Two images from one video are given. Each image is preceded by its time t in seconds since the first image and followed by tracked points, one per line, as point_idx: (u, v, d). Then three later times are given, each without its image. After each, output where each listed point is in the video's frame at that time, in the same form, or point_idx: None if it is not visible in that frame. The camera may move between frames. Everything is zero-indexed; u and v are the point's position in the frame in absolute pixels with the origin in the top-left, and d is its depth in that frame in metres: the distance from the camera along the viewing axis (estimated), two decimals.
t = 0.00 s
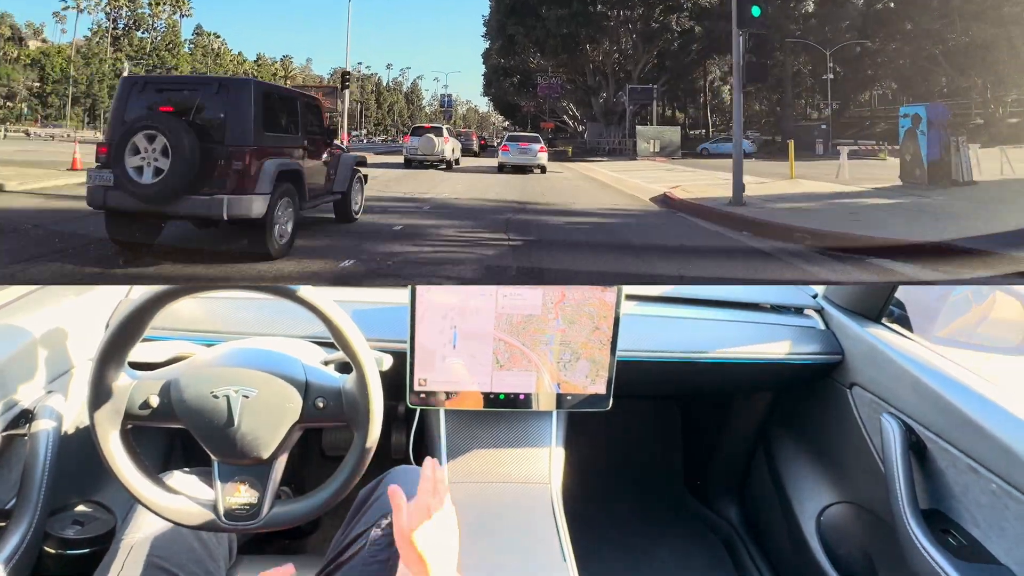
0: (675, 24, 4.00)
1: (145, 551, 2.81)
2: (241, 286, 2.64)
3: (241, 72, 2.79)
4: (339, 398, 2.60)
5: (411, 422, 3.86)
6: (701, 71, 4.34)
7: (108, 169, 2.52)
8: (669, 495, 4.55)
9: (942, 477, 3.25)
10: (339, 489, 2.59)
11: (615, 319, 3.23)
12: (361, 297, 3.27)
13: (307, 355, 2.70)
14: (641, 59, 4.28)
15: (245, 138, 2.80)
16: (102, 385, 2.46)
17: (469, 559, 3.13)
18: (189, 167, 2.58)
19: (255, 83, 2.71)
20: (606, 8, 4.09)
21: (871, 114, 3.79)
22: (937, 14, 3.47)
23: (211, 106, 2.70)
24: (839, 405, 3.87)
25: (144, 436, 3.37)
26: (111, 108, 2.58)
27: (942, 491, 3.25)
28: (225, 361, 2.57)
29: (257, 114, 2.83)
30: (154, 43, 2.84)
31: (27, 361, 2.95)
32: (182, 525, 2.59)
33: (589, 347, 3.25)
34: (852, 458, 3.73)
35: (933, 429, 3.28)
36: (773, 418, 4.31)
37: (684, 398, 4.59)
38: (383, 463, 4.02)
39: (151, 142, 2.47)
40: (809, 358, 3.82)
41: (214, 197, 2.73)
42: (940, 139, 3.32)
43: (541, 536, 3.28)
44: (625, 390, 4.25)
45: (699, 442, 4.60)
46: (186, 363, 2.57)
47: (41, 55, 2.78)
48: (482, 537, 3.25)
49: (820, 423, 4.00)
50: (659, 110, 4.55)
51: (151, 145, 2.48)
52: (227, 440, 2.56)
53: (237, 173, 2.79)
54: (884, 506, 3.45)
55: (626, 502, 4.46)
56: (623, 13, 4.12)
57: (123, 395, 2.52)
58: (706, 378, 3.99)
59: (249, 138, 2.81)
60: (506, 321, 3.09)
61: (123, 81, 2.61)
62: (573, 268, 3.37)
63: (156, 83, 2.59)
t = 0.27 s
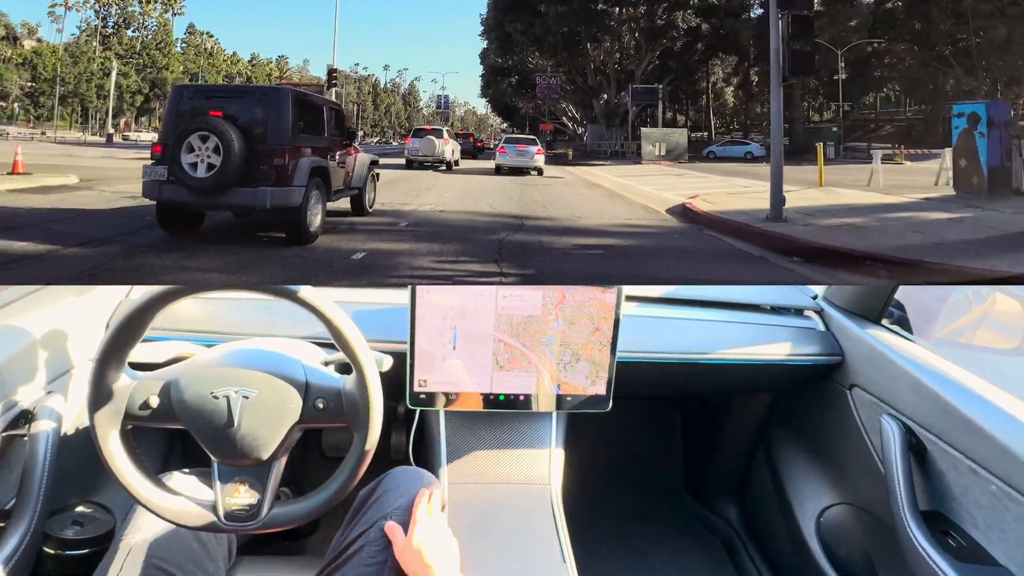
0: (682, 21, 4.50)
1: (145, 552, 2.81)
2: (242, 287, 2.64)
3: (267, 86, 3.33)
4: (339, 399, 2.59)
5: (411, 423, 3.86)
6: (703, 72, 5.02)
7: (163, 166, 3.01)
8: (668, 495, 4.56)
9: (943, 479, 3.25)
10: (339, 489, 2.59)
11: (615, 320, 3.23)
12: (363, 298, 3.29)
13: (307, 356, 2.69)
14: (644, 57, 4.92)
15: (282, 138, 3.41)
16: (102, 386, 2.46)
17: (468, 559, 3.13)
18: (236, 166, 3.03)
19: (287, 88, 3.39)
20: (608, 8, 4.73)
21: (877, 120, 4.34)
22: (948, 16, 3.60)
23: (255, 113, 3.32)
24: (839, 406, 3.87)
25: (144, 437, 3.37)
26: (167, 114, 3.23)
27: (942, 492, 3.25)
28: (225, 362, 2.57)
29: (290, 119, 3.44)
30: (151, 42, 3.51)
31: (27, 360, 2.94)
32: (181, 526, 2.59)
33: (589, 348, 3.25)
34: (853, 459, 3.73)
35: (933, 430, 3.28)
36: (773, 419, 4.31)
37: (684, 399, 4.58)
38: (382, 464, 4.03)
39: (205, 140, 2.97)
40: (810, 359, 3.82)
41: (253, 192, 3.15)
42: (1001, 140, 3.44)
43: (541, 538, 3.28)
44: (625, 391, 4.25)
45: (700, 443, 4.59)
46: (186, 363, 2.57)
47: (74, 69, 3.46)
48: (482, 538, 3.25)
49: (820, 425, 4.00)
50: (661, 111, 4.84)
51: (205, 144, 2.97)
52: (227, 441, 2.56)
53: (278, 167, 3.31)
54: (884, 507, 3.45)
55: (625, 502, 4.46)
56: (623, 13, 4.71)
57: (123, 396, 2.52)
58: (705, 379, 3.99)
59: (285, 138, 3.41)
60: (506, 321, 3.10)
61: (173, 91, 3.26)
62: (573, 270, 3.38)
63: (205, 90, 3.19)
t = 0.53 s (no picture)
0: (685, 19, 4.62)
1: (145, 552, 2.81)
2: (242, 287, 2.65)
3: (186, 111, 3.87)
4: (339, 398, 2.59)
5: (411, 423, 3.86)
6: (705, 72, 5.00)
7: (205, 165, 3.51)
8: (668, 495, 4.56)
9: (942, 478, 3.25)
10: (339, 488, 2.59)
11: (614, 320, 3.24)
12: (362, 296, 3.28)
13: (307, 355, 2.69)
14: (644, 56, 5.25)
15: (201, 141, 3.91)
16: (102, 385, 2.46)
17: (469, 559, 3.13)
18: (272, 164, 3.64)
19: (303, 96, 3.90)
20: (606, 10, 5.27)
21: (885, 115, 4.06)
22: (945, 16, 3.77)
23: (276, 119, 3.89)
24: (838, 406, 3.87)
25: (144, 436, 3.37)
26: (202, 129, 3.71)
27: (942, 491, 3.25)
28: (224, 361, 2.57)
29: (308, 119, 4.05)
30: (139, 43, 3.86)
31: (27, 360, 2.94)
32: (181, 525, 2.59)
33: (589, 348, 3.25)
34: (853, 459, 3.73)
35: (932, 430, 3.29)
36: (773, 419, 4.32)
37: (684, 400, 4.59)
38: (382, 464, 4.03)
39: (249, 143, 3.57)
40: (809, 359, 3.82)
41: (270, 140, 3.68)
42: None
43: (541, 537, 3.28)
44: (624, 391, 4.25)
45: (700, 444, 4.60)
46: (186, 363, 2.57)
47: (64, 69, 3.69)
48: (482, 538, 3.25)
49: (820, 425, 4.01)
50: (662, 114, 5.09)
51: (245, 146, 3.57)
52: (227, 440, 2.56)
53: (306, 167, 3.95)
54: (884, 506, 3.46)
55: (625, 502, 4.47)
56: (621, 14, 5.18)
57: (123, 395, 2.53)
58: (705, 380, 4.00)
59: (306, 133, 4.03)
60: (506, 321, 3.12)
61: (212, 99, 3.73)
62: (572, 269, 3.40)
63: (241, 97, 3.73)
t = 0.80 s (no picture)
0: (696, 15, 4.33)
1: (144, 552, 2.81)
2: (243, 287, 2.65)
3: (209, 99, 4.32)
4: (339, 399, 2.60)
5: (411, 422, 3.86)
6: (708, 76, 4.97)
7: (236, 164, 3.68)
8: (668, 494, 4.56)
9: (941, 478, 3.25)
10: (339, 488, 2.59)
11: (614, 320, 3.24)
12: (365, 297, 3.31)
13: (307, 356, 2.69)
14: (648, 56, 5.07)
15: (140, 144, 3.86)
16: (103, 384, 2.47)
17: (468, 559, 3.13)
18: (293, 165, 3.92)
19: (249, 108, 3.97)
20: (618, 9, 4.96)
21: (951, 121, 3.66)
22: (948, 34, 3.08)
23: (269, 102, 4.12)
24: (838, 405, 3.88)
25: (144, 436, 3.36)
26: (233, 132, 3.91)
27: (941, 491, 3.25)
28: (226, 361, 2.56)
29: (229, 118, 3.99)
30: (133, 42, 3.70)
31: (26, 360, 2.94)
32: (180, 525, 2.58)
33: (588, 348, 3.25)
34: (852, 458, 3.73)
35: (932, 430, 3.29)
36: (772, 419, 4.32)
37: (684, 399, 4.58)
38: (381, 464, 4.04)
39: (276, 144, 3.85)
40: (809, 359, 3.82)
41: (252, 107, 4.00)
42: None
43: (541, 537, 3.28)
44: (624, 390, 4.25)
45: (699, 443, 4.60)
46: (186, 363, 2.56)
47: (55, 68, 3.38)
48: (481, 537, 3.26)
49: (820, 424, 4.00)
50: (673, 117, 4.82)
51: (271, 146, 3.85)
52: (228, 440, 2.55)
53: (327, 163, 4.41)
54: (884, 506, 3.45)
55: (624, 502, 4.46)
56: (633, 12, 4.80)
57: (124, 395, 2.52)
58: (705, 379, 4.00)
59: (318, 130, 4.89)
60: (506, 321, 3.11)
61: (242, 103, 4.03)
62: (570, 269, 3.41)
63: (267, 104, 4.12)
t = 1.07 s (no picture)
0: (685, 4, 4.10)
1: (144, 552, 2.81)
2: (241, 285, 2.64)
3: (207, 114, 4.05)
4: (339, 399, 2.60)
5: (411, 422, 3.86)
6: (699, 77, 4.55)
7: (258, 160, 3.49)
8: (668, 495, 4.55)
9: (940, 477, 3.26)
10: (339, 487, 2.59)
11: (614, 320, 3.23)
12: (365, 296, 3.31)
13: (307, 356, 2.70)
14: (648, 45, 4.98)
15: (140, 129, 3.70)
16: (101, 384, 2.46)
17: (468, 558, 3.14)
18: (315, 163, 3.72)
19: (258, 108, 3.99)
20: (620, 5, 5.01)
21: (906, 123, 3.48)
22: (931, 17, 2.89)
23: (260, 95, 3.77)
24: (836, 405, 3.88)
25: (143, 436, 3.36)
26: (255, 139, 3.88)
27: (941, 491, 3.25)
28: (226, 361, 2.56)
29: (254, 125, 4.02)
30: (123, 39, 3.46)
31: (24, 360, 2.95)
32: (179, 524, 2.58)
33: (588, 348, 3.26)
34: (851, 458, 3.73)
35: (931, 429, 3.29)
36: (772, 419, 4.31)
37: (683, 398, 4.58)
38: (381, 465, 4.03)
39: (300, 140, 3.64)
40: (807, 358, 3.84)
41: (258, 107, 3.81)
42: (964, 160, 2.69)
43: (540, 536, 3.29)
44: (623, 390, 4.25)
45: (698, 443, 4.60)
46: (185, 362, 2.56)
47: (46, 68, 3.11)
48: (481, 537, 3.25)
49: (819, 423, 4.01)
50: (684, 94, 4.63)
51: (292, 145, 3.63)
52: (227, 439, 2.55)
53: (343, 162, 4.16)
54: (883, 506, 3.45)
55: (624, 502, 4.46)
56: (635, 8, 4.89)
57: (122, 395, 2.52)
58: (704, 379, 4.00)
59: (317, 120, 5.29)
60: (505, 320, 3.10)
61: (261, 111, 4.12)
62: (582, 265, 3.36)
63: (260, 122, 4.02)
